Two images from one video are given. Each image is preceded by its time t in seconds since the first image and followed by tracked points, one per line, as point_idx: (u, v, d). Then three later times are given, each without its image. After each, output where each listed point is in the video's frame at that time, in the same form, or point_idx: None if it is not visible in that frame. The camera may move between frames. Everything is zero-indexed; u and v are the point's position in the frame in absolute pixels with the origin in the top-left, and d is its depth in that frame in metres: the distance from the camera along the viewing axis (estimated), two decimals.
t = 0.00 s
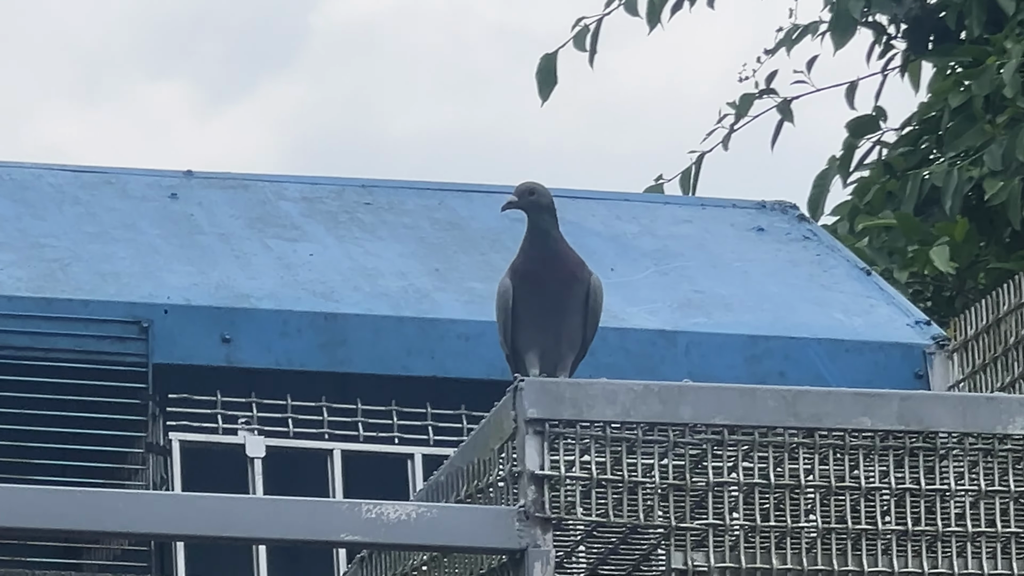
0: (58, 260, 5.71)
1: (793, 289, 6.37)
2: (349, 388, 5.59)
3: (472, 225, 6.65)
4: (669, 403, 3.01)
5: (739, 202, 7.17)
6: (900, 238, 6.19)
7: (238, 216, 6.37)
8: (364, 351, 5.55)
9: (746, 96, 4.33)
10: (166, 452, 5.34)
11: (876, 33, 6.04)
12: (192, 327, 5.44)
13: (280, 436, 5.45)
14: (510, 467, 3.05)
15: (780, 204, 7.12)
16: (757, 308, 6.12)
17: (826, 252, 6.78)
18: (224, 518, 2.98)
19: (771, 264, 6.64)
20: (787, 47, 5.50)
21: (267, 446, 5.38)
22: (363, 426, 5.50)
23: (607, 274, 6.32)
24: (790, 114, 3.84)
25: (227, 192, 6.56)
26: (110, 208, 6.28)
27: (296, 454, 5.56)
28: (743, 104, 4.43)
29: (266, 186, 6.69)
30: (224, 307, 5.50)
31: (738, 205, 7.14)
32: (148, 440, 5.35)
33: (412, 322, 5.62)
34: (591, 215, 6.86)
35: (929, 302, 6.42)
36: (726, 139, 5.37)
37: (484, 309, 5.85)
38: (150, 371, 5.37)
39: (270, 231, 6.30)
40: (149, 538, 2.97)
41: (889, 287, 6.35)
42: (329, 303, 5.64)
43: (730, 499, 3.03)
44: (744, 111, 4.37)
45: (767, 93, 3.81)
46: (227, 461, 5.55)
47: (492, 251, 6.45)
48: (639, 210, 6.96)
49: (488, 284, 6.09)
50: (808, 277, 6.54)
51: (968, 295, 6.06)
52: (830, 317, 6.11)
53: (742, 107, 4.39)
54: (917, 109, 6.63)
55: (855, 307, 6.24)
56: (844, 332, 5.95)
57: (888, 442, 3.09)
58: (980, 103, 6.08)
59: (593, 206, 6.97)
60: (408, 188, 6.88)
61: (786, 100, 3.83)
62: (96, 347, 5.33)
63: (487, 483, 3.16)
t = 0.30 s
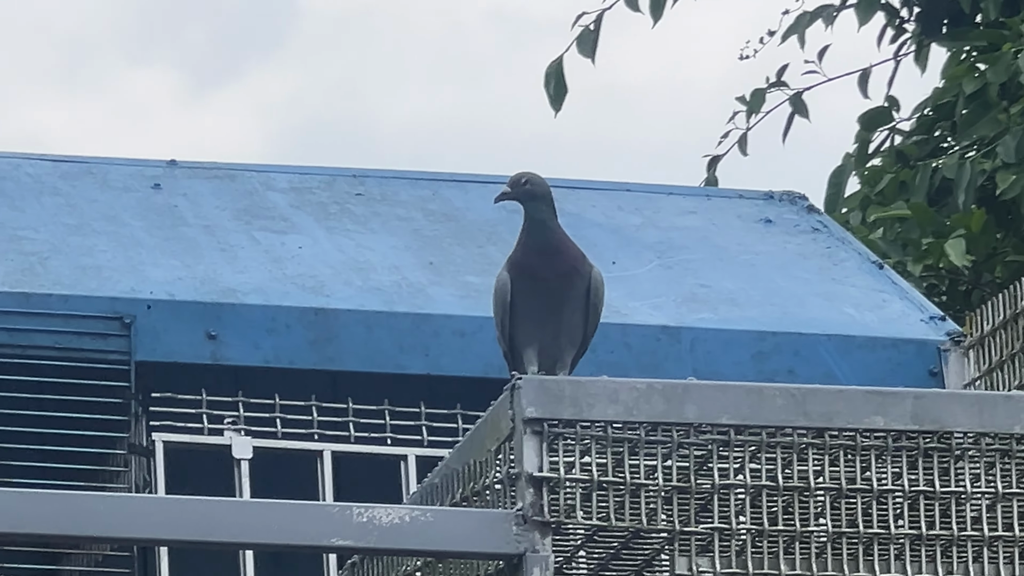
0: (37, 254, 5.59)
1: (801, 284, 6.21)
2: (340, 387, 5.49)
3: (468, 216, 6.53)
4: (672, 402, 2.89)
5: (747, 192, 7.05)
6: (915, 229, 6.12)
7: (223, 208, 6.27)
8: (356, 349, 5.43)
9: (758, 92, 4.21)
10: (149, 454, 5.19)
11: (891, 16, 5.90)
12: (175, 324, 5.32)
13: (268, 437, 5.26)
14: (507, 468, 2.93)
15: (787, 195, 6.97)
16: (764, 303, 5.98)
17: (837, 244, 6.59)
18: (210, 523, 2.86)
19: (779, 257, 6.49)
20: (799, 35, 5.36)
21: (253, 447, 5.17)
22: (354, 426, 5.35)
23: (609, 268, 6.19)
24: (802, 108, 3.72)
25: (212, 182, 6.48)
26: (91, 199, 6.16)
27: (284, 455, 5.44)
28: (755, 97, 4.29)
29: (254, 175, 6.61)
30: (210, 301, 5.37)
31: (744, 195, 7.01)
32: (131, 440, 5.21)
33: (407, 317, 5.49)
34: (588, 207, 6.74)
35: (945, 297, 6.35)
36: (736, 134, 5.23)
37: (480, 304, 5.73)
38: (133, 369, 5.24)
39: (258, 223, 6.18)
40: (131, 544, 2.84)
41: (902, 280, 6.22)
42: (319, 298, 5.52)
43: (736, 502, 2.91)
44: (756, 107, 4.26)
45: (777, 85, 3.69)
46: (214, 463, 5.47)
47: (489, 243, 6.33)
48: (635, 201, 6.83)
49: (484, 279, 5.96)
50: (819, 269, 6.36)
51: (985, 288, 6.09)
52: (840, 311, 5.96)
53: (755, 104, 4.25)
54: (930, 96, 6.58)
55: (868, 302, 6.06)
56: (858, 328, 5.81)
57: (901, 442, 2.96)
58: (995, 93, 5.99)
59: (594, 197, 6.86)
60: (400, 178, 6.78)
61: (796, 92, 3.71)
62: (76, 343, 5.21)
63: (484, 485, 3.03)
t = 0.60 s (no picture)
0: (14, 248, 5.45)
1: (815, 279, 6.09)
2: (333, 388, 5.34)
3: (466, 209, 6.40)
4: (681, 402, 2.77)
5: (758, 183, 6.96)
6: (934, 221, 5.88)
7: (210, 201, 6.13)
8: (351, 347, 5.30)
9: (762, 72, 4.06)
10: (134, 458, 5.02)
11: None
12: (158, 321, 5.20)
13: (258, 439, 5.12)
14: (507, 473, 2.80)
15: (800, 186, 6.88)
16: (774, 300, 5.85)
17: (853, 238, 6.51)
18: (198, 530, 2.73)
19: (792, 251, 6.38)
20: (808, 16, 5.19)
21: (241, 451, 5.04)
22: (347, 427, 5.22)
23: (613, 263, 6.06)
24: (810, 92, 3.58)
25: (197, 174, 6.34)
26: (71, 191, 6.02)
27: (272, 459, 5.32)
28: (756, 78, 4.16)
29: (241, 166, 6.48)
30: (197, 299, 5.25)
31: (756, 187, 6.92)
32: (115, 445, 5.00)
33: (403, 316, 5.36)
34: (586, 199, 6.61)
35: (965, 292, 6.20)
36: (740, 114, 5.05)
37: (479, 300, 5.60)
38: (114, 370, 5.11)
39: (246, 216, 6.04)
40: (114, 551, 2.72)
41: (919, 275, 6.13)
42: (311, 295, 5.40)
43: (748, 508, 2.78)
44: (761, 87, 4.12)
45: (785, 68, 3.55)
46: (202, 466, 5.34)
47: (488, 237, 6.20)
48: (633, 192, 6.73)
49: (483, 273, 5.84)
50: (832, 264, 6.28)
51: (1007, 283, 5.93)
52: (858, 308, 5.85)
53: (757, 82, 4.11)
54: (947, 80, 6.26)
55: (884, 300, 5.97)
56: (875, 326, 5.69)
57: (919, 446, 2.84)
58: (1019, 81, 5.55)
59: (597, 188, 6.75)
60: (393, 169, 6.64)
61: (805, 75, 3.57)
62: (56, 342, 5.05)
63: (484, 491, 2.90)
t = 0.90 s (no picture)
0: (16, 242, 5.44)
1: (822, 272, 6.11)
2: (336, 383, 5.34)
3: (471, 204, 6.39)
4: (689, 398, 2.74)
5: (766, 176, 7.06)
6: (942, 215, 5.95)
7: (212, 194, 6.12)
8: (354, 344, 5.27)
9: (772, 61, 4.02)
10: (134, 454, 4.99)
11: None
12: (161, 318, 5.16)
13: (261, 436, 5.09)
14: (514, 469, 2.77)
15: (808, 179, 6.96)
16: (784, 293, 5.86)
17: (859, 230, 6.54)
18: (199, 526, 2.71)
19: (801, 244, 6.39)
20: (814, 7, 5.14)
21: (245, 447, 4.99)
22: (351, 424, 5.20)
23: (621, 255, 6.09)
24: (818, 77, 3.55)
25: (200, 168, 6.33)
26: (72, 184, 6.01)
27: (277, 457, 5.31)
28: (767, 64, 4.13)
29: (243, 160, 6.47)
30: (198, 295, 5.21)
31: (763, 179, 7.02)
32: (115, 440, 5.02)
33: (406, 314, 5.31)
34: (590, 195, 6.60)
35: (975, 285, 6.36)
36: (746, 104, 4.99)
37: (484, 295, 5.59)
38: (117, 367, 5.09)
39: (248, 210, 6.03)
40: (109, 548, 2.68)
41: (927, 268, 6.14)
42: (314, 289, 5.37)
43: (756, 503, 2.75)
44: (770, 73, 4.09)
45: (794, 53, 3.52)
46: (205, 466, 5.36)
47: (493, 232, 6.19)
48: (628, 184, 6.81)
49: (488, 269, 5.82)
50: (839, 256, 6.30)
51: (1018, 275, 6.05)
52: (865, 301, 5.85)
53: (767, 70, 4.08)
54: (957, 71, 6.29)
55: (892, 293, 5.96)
56: (882, 319, 5.68)
57: (929, 440, 2.81)
58: None
59: (607, 180, 6.84)
60: (398, 163, 6.63)
61: (815, 60, 3.54)
62: (57, 338, 5.04)
63: (490, 487, 2.87)
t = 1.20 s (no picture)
0: (22, 239, 5.47)
1: (830, 267, 6.16)
2: (343, 378, 5.40)
3: (478, 198, 6.41)
4: (695, 393, 2.74)
5: (772, 171, 7.02)
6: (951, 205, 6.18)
7: (218, 190, 6.13)
8: (362, 339, 5.34)
9: (779, 58, 4.02)
10: (143, 450, 5.06)
11: None
12: (167, 315, 5.21)
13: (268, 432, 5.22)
14: (521, 465, 2.77)
15: (814, 172, 6.95)
16: (793, 288, 5.92)
17: (867, 225, 6.56)
18: (206, 522, 2.71)
19: (809, 239, 6.43)
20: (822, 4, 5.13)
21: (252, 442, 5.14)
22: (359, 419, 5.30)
23: (627, 251, 6.10)
24: (825, 74, 3.55)
25: (208, 164, 6.32)
26: (78, 180, 6.03)
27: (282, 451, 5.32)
28: (775, 63, 4.14)
29: (250, 156, 6.44)
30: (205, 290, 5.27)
31: (769, 175, 6.99)
32: (123, 437, 5.05)
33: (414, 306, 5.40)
34: (596, 189, 6.62)
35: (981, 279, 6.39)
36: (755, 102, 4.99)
37: (490, 289, 5.62)
38: (124, 362, 5.14)
39: (255, 206, 6.04)
40: (120, 545, 2.68)
41: (936, 265, 6.20)
42: (320, 285, 5.43)
43: (764, 498, 2.75)
44: (779, 70, 4.08)
45: (802, 51, 3.51)
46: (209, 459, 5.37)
47: (500, 226, 6.20)
48: (638, 181, 6.77)
49: (495, 263, 5.85)
50: (846, 250, 6.35)
51: None
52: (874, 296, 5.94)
53: (775, 67, 4.08)
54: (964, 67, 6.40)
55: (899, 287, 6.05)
56: (887, 313, 5.78)
57: (936, 434, 2.81)
58: None
59: (610, 176, 6.81)
60: (404, 158, 6.63)
61: (820, 59, 3.54)
62: (65, 334, 5.08)
63: (497, 482, 2.87)
